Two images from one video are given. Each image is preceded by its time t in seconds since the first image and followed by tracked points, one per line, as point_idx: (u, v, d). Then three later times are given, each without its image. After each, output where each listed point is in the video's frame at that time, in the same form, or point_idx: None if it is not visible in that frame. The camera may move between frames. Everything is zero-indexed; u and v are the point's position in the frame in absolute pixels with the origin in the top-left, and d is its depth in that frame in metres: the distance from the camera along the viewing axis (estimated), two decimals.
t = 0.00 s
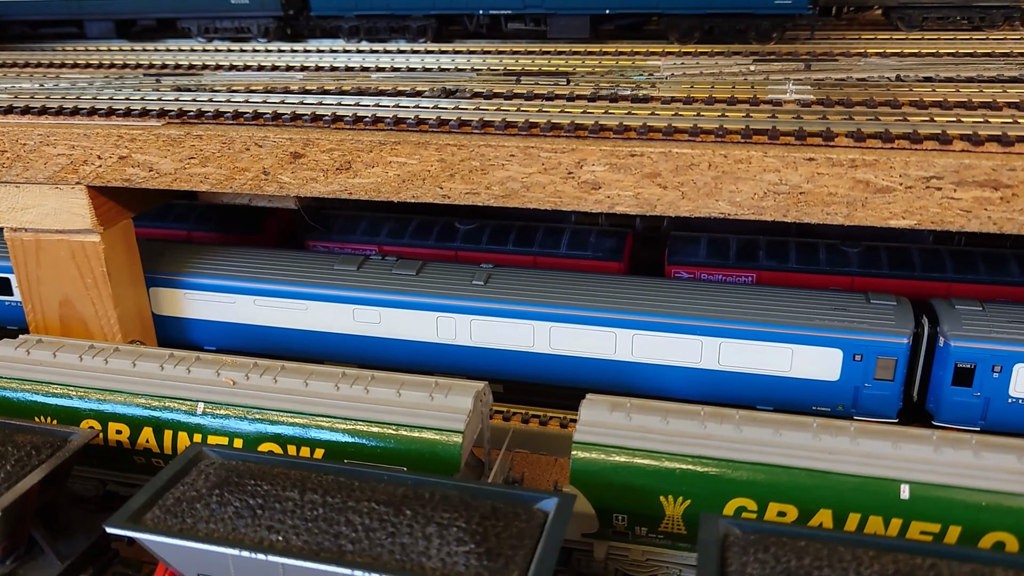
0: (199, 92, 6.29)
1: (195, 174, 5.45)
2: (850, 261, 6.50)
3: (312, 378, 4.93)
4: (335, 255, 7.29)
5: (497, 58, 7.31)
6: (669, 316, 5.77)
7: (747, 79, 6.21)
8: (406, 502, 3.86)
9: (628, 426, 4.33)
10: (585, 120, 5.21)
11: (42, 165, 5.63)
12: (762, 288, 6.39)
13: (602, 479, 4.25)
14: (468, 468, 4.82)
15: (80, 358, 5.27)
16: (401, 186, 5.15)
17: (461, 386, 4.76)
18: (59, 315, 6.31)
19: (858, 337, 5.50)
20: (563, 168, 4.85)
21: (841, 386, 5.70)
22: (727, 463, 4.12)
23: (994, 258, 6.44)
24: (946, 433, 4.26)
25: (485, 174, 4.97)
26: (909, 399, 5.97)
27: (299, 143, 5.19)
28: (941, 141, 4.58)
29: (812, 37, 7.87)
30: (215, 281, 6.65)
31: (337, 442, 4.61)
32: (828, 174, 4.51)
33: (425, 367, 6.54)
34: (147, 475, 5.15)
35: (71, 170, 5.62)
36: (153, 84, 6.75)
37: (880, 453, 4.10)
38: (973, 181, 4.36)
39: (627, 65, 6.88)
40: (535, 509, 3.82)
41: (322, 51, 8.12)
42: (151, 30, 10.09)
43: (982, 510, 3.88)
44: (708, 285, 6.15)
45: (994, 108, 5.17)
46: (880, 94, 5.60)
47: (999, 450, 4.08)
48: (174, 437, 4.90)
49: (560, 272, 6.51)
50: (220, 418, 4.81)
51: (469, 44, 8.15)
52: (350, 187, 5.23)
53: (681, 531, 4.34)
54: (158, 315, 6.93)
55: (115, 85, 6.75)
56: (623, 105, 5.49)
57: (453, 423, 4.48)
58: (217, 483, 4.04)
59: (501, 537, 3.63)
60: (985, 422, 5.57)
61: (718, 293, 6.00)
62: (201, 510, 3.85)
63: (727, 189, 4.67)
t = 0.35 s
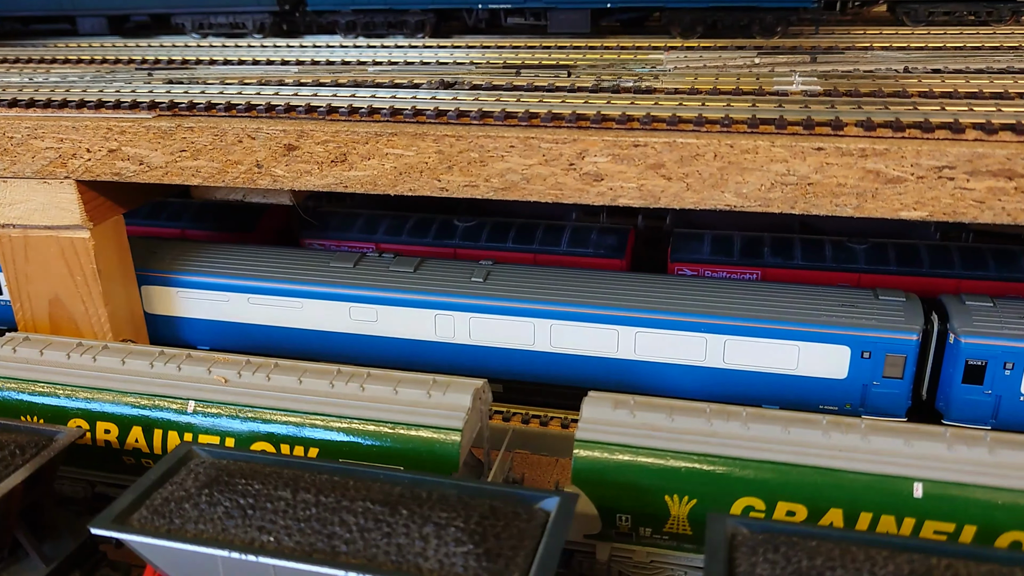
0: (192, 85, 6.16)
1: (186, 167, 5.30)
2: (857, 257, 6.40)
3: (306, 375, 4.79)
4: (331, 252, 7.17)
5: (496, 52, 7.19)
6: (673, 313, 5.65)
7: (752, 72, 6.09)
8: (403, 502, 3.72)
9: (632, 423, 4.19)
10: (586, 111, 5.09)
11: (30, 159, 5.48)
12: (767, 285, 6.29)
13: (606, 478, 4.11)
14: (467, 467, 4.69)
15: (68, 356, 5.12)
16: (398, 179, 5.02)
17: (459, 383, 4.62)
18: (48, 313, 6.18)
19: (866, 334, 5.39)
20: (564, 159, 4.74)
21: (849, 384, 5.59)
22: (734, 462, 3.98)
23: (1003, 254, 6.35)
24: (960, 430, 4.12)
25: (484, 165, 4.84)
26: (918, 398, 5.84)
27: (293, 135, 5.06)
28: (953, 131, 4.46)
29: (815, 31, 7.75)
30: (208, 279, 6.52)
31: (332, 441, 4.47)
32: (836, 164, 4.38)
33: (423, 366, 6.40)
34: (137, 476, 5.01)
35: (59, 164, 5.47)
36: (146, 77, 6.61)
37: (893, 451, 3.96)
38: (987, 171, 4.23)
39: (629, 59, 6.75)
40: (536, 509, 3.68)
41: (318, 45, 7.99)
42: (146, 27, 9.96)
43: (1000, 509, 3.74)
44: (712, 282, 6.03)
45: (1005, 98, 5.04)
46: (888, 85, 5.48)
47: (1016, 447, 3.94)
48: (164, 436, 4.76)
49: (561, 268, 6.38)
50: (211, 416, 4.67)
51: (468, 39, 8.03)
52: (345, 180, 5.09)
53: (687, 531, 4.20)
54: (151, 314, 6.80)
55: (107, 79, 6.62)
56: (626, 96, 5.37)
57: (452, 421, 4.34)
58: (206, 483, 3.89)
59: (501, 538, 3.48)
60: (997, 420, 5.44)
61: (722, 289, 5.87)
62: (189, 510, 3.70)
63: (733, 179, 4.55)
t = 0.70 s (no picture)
0: (185, 80, 6.04)
1: (179, 164, 5.18)
2: (861, 255, 6.31)
3: (302, 377, 4.69)
4: (328, 250, 7.06)
5: (495, 47, 7.08)
6: (676, 313, 5.56)
7: (755, 67, 5.99)
8: (403, 509, 3.62)
9: (637, 427, 4.10)
10: (588, 107, 4.98)
11: (20, 157, 5.36)
12: (770, 283, 6.20)
13: (610, 483, 4.02)
14: (467, 472, 4.60)
15: (59, 358, 5.02)
16: (396, 177, 4.91)
17: (459, 385, 4.52)
18: (40, 313, 6.06)
19: (872, 334, 5.31)
20: (566, 157, 4.63)
21: (855, 385, 5.51)
22: (741, 467, 3.89)
23: (1009, 252, 6.27)
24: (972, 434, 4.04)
25: (484, 163, 4.74)
26: (924, 398, 5.77)
27: (289, 132, 4.95)
28: (964, 127, 4.37)
29: (818, 26, 7.65)
30: (204, 278, 6.41)
31: (329, 445, 4.38)
32: (845, 162, 4.29)
33: (421, 366, 6.30)
34: (129, 480, 4.91)
35: (50, 162, 5.35)
36: (138, 73, 6.49)
37: (904, 456, 3.88)
38: (1000, 168, 4.14)
39: (630, 54, 6.65)
40: (539, 516, 3.58)
41: (314, 39, 7.87)
42: (138, 21, 9.82)
43: (1014, 516, 3.66)
44: (716, 280, 5.93)
45: (1014, 94, 4.96)
46: (894, 81, 5.39)
47: None
48: (157, 440, 4.66)
49: (562, 267, 6.28)
50: (205, 420, 4.56)
51: (466, 33, 7.91)
52: (342, 177, 4.98)
53: (693, 538, 4.11)
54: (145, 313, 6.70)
55: (99, 74, 6.49)
56: (628, 92, 5.27)
57: (452, 424, 4.25)
58: (201, 490, 3.79)
59: (504, 546, 3.39)
60: (1005, 422, 5.37)
61: (725, 288, 5.78)
62: (183, 518, 3.60)
63: (739, 177, 4.45)
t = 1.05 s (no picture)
0: (179, 74, 5.92)
1: (172, 159, 5.06)
2: (868, 252, 6.21)
3: (298, 377, 4.58)
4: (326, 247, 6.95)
5: (495, 40, 6.97)
6: (680, 311, 5.45)
7: (760, 60, 5.87)
8: (402, 513, 3.51)
9: (642, 429, 4.00)
10: (591, 101, 4.87)
11: (10, 152, 5.24)
12: (775, 281, 6.11)
13: (615, 486, 3.91)
14: (468, 474, 4.50)
15: (50, 357, 4.90)
16: (394, 172, 4.79)
17: (460, 385, 4.42)
18: (32, 310, 5.95)
19: (881, 333, 5.20)
20: (569, 151, 4.51)
21: (863, 384, 5.41)
22: (749, 470, 3.79)
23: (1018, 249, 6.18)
24: (985, 436, 3.93)
25: (484, 158, 4.62)
26: (934, 398, 5.67)
27: (285, 126, 4.83)
28: (977, 121, 4.26)
29: (823, 19, 7.54)
30: (199, 275, 6.30)
31: (326, 447, 4.27)
32: (855, 156, 4.18)
33: (420, 365, 6.20)
34: (122, 483, 4.81)
35: (41, 156, 5.23)
36: (132, 66, 6.37)
37: (917, 458, 3.77)
38: (1015, 163, 4.03)
39: (633, 47, 6.54)
40: (542, 521, 3.48)
41: (311, 32, 7.74)
42: (133, 15, 9.68)
43: None
44: (721, 278, 5.83)
45: None
46: (903, 74, 5.28)
47: None
48: (150, 441, 4.56)
49: (564, 264, 6.17)
50: (199, 421, 4.46)
51: (466, 26, 7.80)
52: (340, 173, 4.86)
53: (700, 543, 4.01)
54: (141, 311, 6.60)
55: (91, 68, 6.37)
56: (632, 85, 5.16)
57: (452, 426, 4.14)
58: (194, 494, 3.68)
59: (506, 553, 3.28)
60: (1016, 422, 5.27)
61: (730, 286, 5.67)
62: (175, 523, 3.49)
63: (746, 172, 4.34)
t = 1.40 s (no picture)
0: (173, 69, 5.85)
1: (165, 155, 4.99)
2: (869, 249, 6.17)
3: (293, 375, 4.51)
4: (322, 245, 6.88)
5: (492, 36, 6.90)
6: (680, 309, 5.39)
7: (760, 55, 5.82)
8: (398, 513, 3.45)
9: (642, 427, 3.93)
10: (590, 95, 4.81)
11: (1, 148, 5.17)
12: (776, 278, 6.06)
13: (614, 486, 3.85)
14: (465, 474, 4.45)
15: (42, 355, 4.83)
16: (391, 168, 4.72)
17: (457, 383, 4.35)
18: (24, 309, 5.88)
19: (883, 331, 5.15)
20: (568, 146, 4.45)
21: (865, 383, 5.35)
22: (751, 468, 3.73)
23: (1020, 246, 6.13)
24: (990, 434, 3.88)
25: (482, 153, 4.56)
26: (936, 397, 5.62)
27: (280, 121, 4.76)
28: (981, 115, 4.20)
29: (823, 15, 7.48)
30: (193, 273, 6.23)
31: (321, 446, 4.21)
32: (858, 151, 4.12)
33: (417, 364, 6.13)
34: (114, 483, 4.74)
35: (33, 152, 5.16)
36: (126, 62, 6.30)
37: (921, 457, 3.71)
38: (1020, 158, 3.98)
39: (631, 42, 6.48)
40: (540, 520, 3.41)
41: (307, 28, 7.68)
42: (128, 12, 9.61)
43: None
44: (721, 275, 5.77)
45: None
46: (905, 69, 5.22)
47: None
48: (143, 440, 4.49)
49: (562, 262, 6.11)
50: (192, 420, 4.39)
51: (463, 22, 7.74)
52: (335, 168, 4.80)
53: (700, 543, 3.95)
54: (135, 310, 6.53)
55: (85, 64, 6.30)
56: (631, 80, 5.10)
57: (449, 425, 4.07)
58: (186, 493, 3.61)
59: (504, 553, 3.22)
60: (1019, 421, 5.22)
61: (731, 283, 5.62)
62: (166, 523, 3.43)
63: (747, 167, 4.28)
